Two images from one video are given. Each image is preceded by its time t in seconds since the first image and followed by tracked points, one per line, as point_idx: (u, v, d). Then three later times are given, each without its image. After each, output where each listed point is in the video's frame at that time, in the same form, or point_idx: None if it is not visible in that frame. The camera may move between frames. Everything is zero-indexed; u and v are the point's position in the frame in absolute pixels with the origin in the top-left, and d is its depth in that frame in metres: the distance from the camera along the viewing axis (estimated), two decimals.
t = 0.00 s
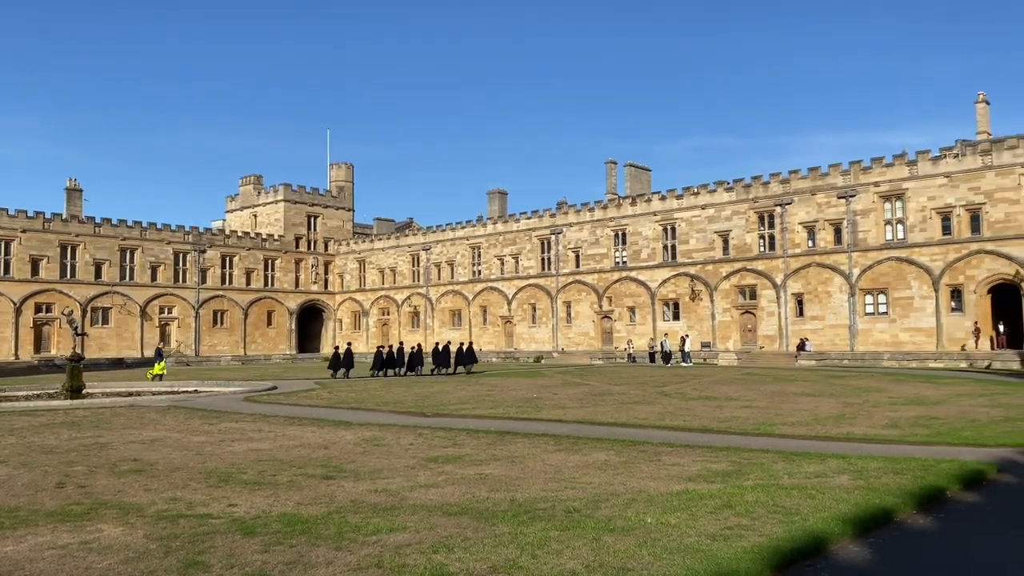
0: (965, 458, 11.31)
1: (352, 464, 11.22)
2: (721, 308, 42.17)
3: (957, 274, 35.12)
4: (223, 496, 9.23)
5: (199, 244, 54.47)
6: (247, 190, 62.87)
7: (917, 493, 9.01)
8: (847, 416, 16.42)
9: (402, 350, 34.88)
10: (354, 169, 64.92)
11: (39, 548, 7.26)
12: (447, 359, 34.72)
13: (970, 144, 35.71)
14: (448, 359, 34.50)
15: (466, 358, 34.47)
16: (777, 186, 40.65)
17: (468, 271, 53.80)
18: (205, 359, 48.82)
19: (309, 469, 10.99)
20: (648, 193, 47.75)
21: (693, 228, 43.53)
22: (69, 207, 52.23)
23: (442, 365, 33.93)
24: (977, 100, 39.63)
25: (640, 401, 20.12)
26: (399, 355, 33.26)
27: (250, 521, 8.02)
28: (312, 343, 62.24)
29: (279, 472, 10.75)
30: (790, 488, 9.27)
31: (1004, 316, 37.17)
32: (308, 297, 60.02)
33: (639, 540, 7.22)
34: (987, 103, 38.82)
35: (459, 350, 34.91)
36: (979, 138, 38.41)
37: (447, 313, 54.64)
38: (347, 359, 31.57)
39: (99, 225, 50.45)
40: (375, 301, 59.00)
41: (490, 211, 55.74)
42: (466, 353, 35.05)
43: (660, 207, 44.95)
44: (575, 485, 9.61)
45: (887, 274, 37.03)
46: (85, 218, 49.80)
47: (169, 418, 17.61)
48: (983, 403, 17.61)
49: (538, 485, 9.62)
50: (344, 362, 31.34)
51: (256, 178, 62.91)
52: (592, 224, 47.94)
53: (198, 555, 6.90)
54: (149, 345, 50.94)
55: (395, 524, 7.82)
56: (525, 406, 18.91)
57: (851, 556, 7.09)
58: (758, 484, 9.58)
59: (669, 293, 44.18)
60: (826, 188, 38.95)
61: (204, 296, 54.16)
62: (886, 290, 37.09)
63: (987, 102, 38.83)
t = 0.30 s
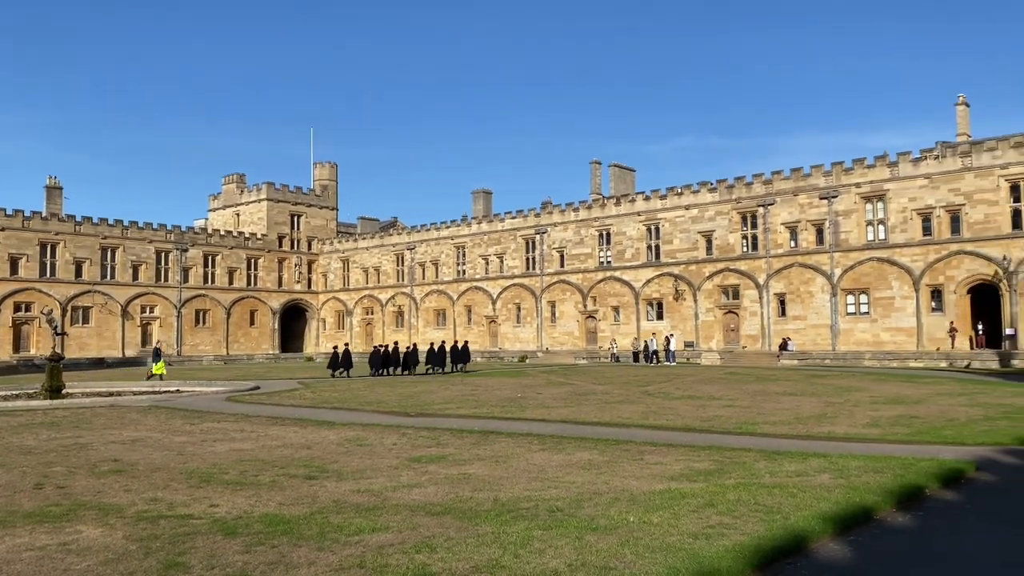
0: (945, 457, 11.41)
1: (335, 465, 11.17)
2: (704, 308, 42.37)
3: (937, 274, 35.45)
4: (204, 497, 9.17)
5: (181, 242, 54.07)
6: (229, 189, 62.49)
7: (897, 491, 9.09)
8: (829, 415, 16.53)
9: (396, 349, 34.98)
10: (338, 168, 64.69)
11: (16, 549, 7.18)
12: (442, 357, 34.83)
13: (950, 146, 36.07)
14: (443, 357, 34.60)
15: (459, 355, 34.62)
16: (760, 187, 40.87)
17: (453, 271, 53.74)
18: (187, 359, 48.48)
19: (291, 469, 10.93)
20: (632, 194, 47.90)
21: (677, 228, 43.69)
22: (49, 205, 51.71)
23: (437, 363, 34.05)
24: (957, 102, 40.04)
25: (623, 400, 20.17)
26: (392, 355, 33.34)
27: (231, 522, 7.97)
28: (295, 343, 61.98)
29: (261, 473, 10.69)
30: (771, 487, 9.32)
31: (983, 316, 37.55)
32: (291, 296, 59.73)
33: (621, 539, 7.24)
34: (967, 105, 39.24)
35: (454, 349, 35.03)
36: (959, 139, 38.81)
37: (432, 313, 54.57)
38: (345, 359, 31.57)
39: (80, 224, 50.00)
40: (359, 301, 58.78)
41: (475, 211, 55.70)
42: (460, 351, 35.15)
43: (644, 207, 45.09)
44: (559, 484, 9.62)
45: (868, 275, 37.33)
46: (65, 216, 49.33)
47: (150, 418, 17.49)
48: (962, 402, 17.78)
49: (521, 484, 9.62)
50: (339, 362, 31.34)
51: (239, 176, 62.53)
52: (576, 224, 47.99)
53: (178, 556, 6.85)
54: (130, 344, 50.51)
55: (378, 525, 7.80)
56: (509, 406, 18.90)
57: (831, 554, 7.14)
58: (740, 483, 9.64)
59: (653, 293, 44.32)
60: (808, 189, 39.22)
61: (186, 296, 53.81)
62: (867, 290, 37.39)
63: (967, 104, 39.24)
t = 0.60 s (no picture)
0: (926, 455, 11.52)
1: (319, 464, 11.12)
2: (688, 307, 42.53)
3: (919, 274, 35.75)
4: (186, 497, 9.09)
5: (164, 241, 53.68)
6: (213, 187, 62.10)
7: (879, 489, 9.16)
8: (812, 414, 16.64)
9: (391, 347, 34.97)
10: (323, 166, 64.44)
11: None
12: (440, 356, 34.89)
13: (932, 147, 36.37)
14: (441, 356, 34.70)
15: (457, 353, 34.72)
16: (745, 187, 41.07)
17: (438, 270, 53.64)
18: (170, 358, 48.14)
19: (275, 469, 10.87)
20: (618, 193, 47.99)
21: (662, 228, 43.81)
22: (30, 202, 51.20)
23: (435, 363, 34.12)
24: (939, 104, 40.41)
25: (608, 400, 20.22)
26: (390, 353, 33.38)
27: (214, 522, 7.92)
28: (280, 341, 61.73)
29: (244, 473, 10.63)
30: (755, 485, 9.37)
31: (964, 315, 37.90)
32: (275, 295, 59.45)
33: (605, 538, 7.25)
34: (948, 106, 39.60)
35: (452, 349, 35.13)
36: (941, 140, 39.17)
37: (417, 312, 54.44)
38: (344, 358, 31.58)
39: (61, 222, 49.54)
40: (344, 300, 58.57)
41: (460, 210, 55.63)
42: (458, 351, 35.21)
43: (629, 206, 45.18)
44: (543, 483, 9.63)
45: (851, 274, 37.58)
46: (46, 214, 48.86)
47: (133, 417, 17.35)
48: (943, 401, 17.95)
49: (505, 483, 9.61)
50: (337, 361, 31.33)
51: (223, 174, 62.14)
52: (562, 223, 48.00)
53: (160, 557, 6.80)
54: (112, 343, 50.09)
55: (362, 524, 7.78)
56: (494, 405, 18.88)
57: (813, 552, 7.19)
58: (724, 481, 9.69)
59: (638, 292, 44.42)
60: (792, 189, 39.45)
61: (169, 294, 53.45)
62: (850, 290, 37.65)
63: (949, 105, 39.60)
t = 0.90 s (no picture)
0: (907, 453, 11.61)
1: (303, 463, 11.06)
2: (673, 305, 42.67)
3: (901, 274, 36.03)
4: (169, 496, 9.02)
5: (147, 238, 53.28)
6: (196, 184, 61.69)
7: (861, 487, 9.22)
8: (795, 412, 16.74)
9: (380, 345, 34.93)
10: (308, 164, 64.14)
11: None
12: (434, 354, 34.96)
13: (914, 147, 36.67)
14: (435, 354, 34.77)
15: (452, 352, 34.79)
16: (729, 186, 41.25)
17: (424, 268, 53.54)
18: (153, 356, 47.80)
19: (257, 468, 10.80)
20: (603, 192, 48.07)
21: (647, 227, 43.93)
22: (11, 199, 50.68)
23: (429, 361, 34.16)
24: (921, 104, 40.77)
25: (593, 398, 20.26)
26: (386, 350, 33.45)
27: (196, 521, 7.86)
28: (264, 339, 61.45)
29: (227, 472, 10.56)
30: (738, 483, 9.41)
31: (946, 315, 38.23)
32: (259, 293, 59.14)
33: (589, 536, 7.26)
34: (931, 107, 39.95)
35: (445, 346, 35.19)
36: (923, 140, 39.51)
37: (402, 310, 54.31)
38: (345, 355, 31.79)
39: (42, 219, 49.05)
40: (328, 298, 58.34)
41: (446, 208, 55.55)
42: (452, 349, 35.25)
43: (615, 205, 45.26)
44: (528, 481, 9.63)
45: (834, 274, 37.82)
46: (27, 211, 48.39)
47: (114, 416, 17.18)
48: (924, 399, 18.11)
49: (490, 482, 9.61)
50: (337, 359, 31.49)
51: (206, 172, 61.70)
52: (547, 222, 48.02)
53: (141, 556, 6.75)
54: (94, 341, 49.63)
55: (345, 523, 7.74)
56: (479, 404, 18.87)
57: (796, 549, 7.23)
58: (707, 479, 9.72)
59: (623, 291, 44.53)
60: (776, 189, 39.66)
61: (152, 292, 53.04)
62: (833, 289, 37.89)
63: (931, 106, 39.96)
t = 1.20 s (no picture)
0: (891, 451, 11.69)
1: (288, 462, 11.02)
2: (660, 304, 42.77)
3: (886, 273, 36.27)
4: (153, 495, 8.96)
5: (131, 235, 52.88)
6: (182, 180, 61.32)
7: (845, 485, 9.27)
8: (780, 410, 16.82)
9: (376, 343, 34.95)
10: (294, 161, 63.85)
11: None
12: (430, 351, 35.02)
13: (899, 146, 36.92)
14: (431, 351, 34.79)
15: (448, 349, 34.79)
16: (715, 185, 41.41)
17: (411, 266, 53.42)
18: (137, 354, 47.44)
19: (243, 467, 10.74)
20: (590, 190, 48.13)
21: (634, 225, 44.03)
22: None
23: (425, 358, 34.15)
24: (905, 105, 41.06)
25: (580, 396, 20.30)
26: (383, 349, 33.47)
27: (181, 520, 7.81)
28: (249, 337, 61.21)
29: (212, 470, 10.50)
30: (724, 481, 9.44)
31: (929, 314, 38.52)
32: (245, 290, 58.87)
33: (576, 534, 7.27)
34: (915, 107, 40.25)
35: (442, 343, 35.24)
36: (907, 140, 39.80)
37: (389, 309, 54.18)
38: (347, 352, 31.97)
39: (25, 215, 48.58)
40: (315, 296, 58.11)
41: (433, 205, 55.47)
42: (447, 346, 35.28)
43: (602, 204, 45.33)
44: (514, 480, 9.64)
45: (820, 273, 38.02)
46: (10, 207, 47.95)
47: (98, 414, 17.04)
48: (908, 397, 18.26)
49: (476, 480, 9.60)
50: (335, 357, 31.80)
51: (192, 168, 61.34)
52: (535, 220, 48.02)
53: (125, 555, 6.70)
54: (77, 339, 49.21)
55: (331, 522, 7.72)
56: (466, 402, 18.86)
57: (781, 547, 7.26)
58: (693, 477, 9.74)
59: (610, 290, 44.60)
60: (762, 188, 39.83)
61: (137, 290, 52.65)
62: (818, 288, 38.09)
63: (915, 106, 40.26)
